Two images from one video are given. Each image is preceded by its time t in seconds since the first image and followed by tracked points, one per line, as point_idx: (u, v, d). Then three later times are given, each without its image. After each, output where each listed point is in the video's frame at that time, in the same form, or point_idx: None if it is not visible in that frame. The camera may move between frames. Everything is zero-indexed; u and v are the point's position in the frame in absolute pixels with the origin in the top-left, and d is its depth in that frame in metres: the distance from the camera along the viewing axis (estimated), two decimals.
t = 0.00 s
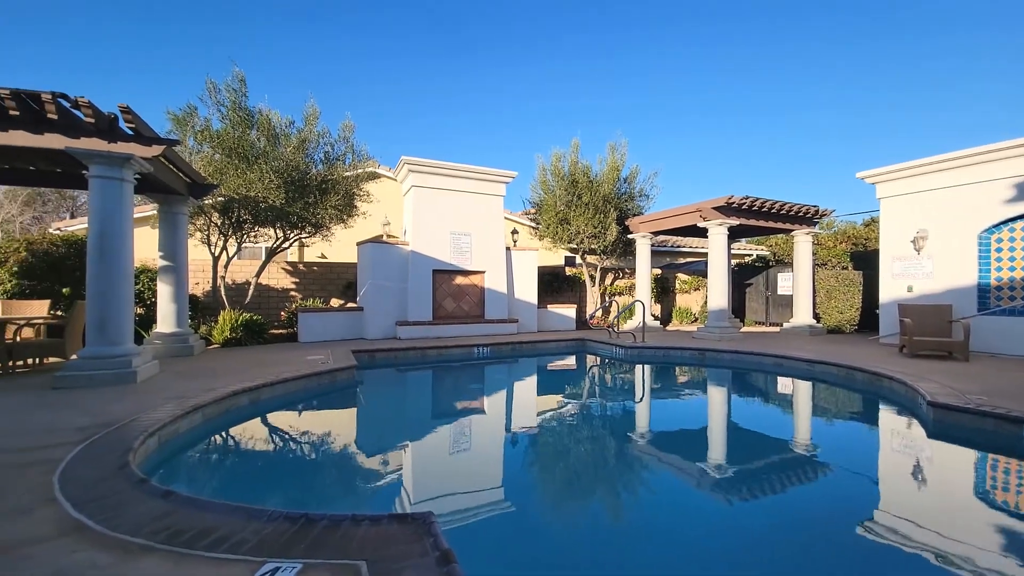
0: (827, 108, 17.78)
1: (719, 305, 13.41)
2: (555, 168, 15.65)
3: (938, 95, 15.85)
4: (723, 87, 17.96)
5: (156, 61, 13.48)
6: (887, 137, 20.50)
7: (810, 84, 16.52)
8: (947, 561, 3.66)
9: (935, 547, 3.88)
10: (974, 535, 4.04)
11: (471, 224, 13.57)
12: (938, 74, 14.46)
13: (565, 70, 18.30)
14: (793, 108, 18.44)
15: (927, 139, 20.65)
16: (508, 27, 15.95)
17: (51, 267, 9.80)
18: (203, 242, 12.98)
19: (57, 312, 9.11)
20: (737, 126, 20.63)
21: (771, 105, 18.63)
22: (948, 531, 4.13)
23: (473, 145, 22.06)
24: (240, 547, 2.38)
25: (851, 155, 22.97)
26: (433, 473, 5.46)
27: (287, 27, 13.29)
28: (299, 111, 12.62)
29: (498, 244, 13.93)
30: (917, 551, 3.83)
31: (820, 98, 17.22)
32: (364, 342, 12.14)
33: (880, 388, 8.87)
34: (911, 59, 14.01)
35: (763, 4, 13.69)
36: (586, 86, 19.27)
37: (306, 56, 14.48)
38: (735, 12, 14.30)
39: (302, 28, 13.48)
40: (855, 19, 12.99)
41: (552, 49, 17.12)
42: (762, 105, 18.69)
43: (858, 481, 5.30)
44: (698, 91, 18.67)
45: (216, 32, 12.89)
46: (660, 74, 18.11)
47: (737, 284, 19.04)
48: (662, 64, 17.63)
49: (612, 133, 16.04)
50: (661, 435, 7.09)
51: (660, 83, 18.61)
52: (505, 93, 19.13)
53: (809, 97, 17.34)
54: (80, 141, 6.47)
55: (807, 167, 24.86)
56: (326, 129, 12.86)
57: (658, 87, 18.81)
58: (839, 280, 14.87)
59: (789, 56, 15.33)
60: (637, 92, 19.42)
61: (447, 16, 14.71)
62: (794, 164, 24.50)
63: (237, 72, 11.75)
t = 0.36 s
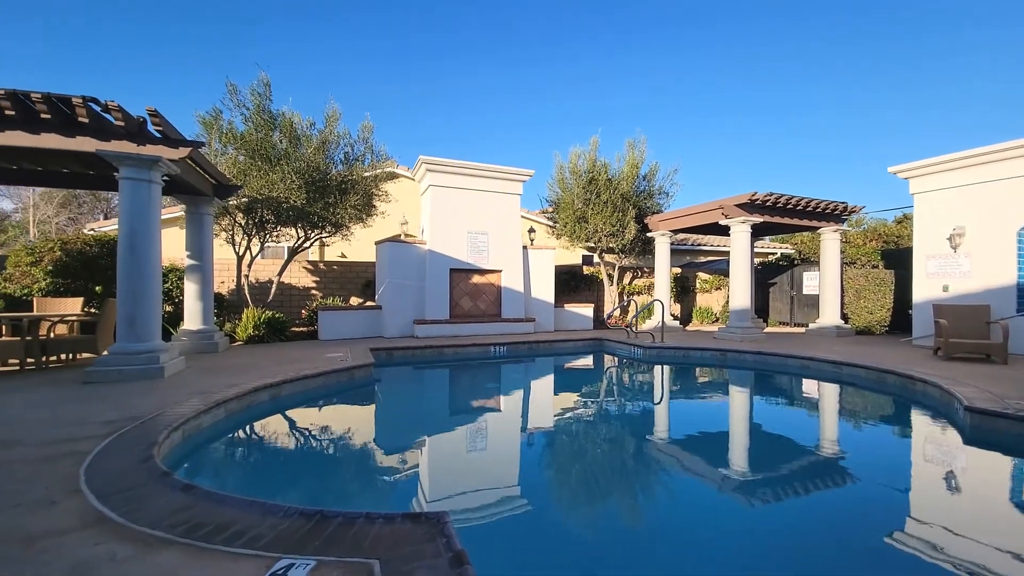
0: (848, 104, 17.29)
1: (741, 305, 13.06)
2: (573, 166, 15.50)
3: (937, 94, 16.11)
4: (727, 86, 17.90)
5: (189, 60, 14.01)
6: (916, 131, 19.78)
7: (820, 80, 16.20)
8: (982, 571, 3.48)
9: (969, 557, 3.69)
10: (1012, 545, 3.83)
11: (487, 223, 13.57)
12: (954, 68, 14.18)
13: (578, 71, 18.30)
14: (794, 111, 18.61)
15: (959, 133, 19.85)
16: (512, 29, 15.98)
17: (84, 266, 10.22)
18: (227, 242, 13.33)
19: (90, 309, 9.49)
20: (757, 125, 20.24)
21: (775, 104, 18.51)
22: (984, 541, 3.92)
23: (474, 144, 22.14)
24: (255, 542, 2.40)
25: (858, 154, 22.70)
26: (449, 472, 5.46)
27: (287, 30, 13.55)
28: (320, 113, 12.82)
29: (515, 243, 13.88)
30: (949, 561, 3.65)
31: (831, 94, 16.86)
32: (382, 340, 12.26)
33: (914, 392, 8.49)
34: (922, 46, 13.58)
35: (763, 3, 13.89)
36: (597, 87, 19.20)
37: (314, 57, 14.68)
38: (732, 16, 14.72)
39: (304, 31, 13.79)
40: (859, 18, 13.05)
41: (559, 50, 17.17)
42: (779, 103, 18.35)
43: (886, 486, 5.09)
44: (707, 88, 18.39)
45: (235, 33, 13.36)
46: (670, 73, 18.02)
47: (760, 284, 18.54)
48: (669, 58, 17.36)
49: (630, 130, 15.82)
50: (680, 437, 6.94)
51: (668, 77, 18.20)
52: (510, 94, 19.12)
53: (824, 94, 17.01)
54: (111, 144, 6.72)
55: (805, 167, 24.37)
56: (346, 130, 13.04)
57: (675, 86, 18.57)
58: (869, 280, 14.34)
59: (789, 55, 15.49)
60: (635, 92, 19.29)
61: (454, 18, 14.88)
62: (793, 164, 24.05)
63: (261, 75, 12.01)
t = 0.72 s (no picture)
0: (859, 101, 16.98)
1: (752, 304, 12.84)
2: (581, 164, 15.38)
3: (939, 94, 16.14)
4: (731, 86, 17.75)
5: (202, 60, 14.26)
6: (933, 126, 19.30)
7: (828, 78, 15.97)
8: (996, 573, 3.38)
9: (985, 559, 3.57)
10: None
11: (495, 222, 13.54)
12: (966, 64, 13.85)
13: (584, 71, 18.23)
14: (796, 111, 18.56)
15: (977, 129, 19.36)
16: (515, 30, 15.96)
17: (99, 265, 10.44)
18: (238, 241, 13.48)
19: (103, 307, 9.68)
20: (766, 124, 19.98)
21: (778, 104, 18.35)
22: (1000, 544, 3.80)
23: (479, 144, 22.13)
24: (251, 540, 2.40)
25: (865, 153, 22.41)
26: (455, 471, 5.45)
27: (292, 32, 13.71)
28: (329, 113, 12.91)
29: (523, 242, 13.84)
30: (967, 565, 3.52)
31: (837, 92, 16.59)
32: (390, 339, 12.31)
33: (930, 392, 8.27)
34: (929, 40, 13.26)
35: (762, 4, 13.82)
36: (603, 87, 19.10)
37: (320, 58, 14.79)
38: (732, 17, 14.71)
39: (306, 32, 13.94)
40: (864, 16, 12.88)
41: (563, 50, 17.11)
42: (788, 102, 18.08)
43: (900, 489, 4.96)
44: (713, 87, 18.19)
45: (244, 34, 13.56)
46: (672, 74, 17.86)
47: (772, 282, 18.25)
48: (669, 57, 17.10)
49: (639, 128, 15.66)
50: (689, 438, 6.83)
51: (674, 75, 17.94)
52: (514, 94, 19.10)
53: (832, 94, 16.75)
54: (122, 144, 6.82)
55: (808, 167, 24.09)
56: (355, 130, 13.12)
57: (683, 84, 18.38)
58: (885, 278, 14.08)
59: (792, 57, 15.40)
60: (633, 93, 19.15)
61: (457, 19, 14.93)
62: (798, 164, 23.79)
63: (272, 77, 12.14)
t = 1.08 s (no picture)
0: (864, 96, 16.79)
1: (757, 302, 12.65)
2: (582, 161, 15.23)
3: (947, 88, 15.92)
4: (733, 81, 17.64)
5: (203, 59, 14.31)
6: (940, 120, 19.06)
7: (832, 74, 15.88)
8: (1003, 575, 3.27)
9: (992, 561, 3.44)
10: None
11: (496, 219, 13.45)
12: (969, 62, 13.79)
13: (585, 71, 18.21)
14: (802, 108, 18.39)
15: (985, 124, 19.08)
16: (516, 29, 15.97)
17: (100, 264, 10.46)
18: (239, 241, 13.46)
19: (103, 306, 9.69)
20: (770, 121, 19.81)
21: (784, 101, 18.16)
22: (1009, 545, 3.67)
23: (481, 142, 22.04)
24: (228, 545, 2.33)
25: (872, 150, 22.13)
26: (453, 470, 5.37)
27: (293, 32, 13.77)
28: (330, 111, 12.84)
29: (524, 240, 13.73)
30: (976, 566, 3.41)
31: (841, 87, 16.51)
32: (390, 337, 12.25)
33: (939, 392, 8.09)
34: (931, 36, 13.23)
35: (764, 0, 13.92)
36: (604, 85, 19.03)
37: (321, 59, 14.81)
38: (733, 17, 14.82)
39: (308, 34, 14.05)
40: (865, 13, 12.81)
41: (563, 49, 17.07)
42: (792, 99, 17.96)
43: (907, 491, 4.81)
44: (715, 84, 18.11)
45: (246, 35, 13.62)
46: (674, 72, 17.90)
47: (777, 280, 18.05)
48: (670, 54, 17.08)
49: (642, 124, 15.51)
50: (692, 437, 6.72)
51: (676, 74, 17.96)
52: (515, 92, 19.06)
53: (837, 87, 16.59)
54: (117, 142, 6.78)
55: (814, 163, 23.83)
56: (355, 128, 13.06)
57: (686, 82, 18.29)
58: (892, 275, 13.86)
59: (793, 55, 15.46)
60: (635, 92, 19.17)
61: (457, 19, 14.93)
62: (803, 161, 23.53)
63: (272, 75, 12.08)
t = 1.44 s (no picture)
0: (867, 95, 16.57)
1: (759, 299, 12.45)
2: (582, 158, 15.02)
3: (953, 83, 15.65)
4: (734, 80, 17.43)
5: (199, 57, 14.19)
6: (942, 117, 18.88)
7: (836, 74, 15.63)
8: None
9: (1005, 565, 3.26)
10: None
11: (494, 216, 13.27)
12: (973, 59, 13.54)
13: (585, 71, 18.08)
14: (805, 108, 18.14)
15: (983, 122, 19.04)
16: (515, 30, 15.84)
17: (92, 262, 10.37)
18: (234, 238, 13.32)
19: (95, 304, 9.57)
20: (770, 122, 19.64)
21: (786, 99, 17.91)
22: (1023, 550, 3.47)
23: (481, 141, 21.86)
24: (188, 556, 2.17)
25: (877, 147, 21.85)
26: (447, 470, 5.22)
27: (294, 32, 13.59)
28: (326, 107, 12.68)
29: (522, 237, 13.56)
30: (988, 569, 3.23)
31: (843, 86, 16.31)
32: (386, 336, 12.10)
33: (946, 391, 7.88)
34: (931, 34, 13.11)
35: None
36: (605, 84, 18.89)
37: (321, 58, 14.65)
38: (733, 16, 14.70)
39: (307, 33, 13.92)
40: (866, 12, 12.61)
41: (562, 50, 16.94)
42: (793, 98, 17.77)
43: (914, 492, 4.61)
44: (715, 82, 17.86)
45: (245, 35, 13.49)
46: (673, 73, 17.82)
47: (779, 278, 17.83)
48: (670, 54, 16.96)
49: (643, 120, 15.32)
50: (694, 436, 6.53)
51: (677, 72, 17.76)
52: (515, 92, 18.86)
53: (839, 86, 16.37)
54: (104, 136, 6.63)
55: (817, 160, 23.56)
56: (351, 123, 12.90)
57: (688, 81, 18.13)
58: (896, 272, 13.65)
59: (793, 55, 15.31)
60: (636, 91, 18.99)
61: (457, 19, 14.77)
62: (806, 159, 23.27)
63: (268, 70, 11.93)
